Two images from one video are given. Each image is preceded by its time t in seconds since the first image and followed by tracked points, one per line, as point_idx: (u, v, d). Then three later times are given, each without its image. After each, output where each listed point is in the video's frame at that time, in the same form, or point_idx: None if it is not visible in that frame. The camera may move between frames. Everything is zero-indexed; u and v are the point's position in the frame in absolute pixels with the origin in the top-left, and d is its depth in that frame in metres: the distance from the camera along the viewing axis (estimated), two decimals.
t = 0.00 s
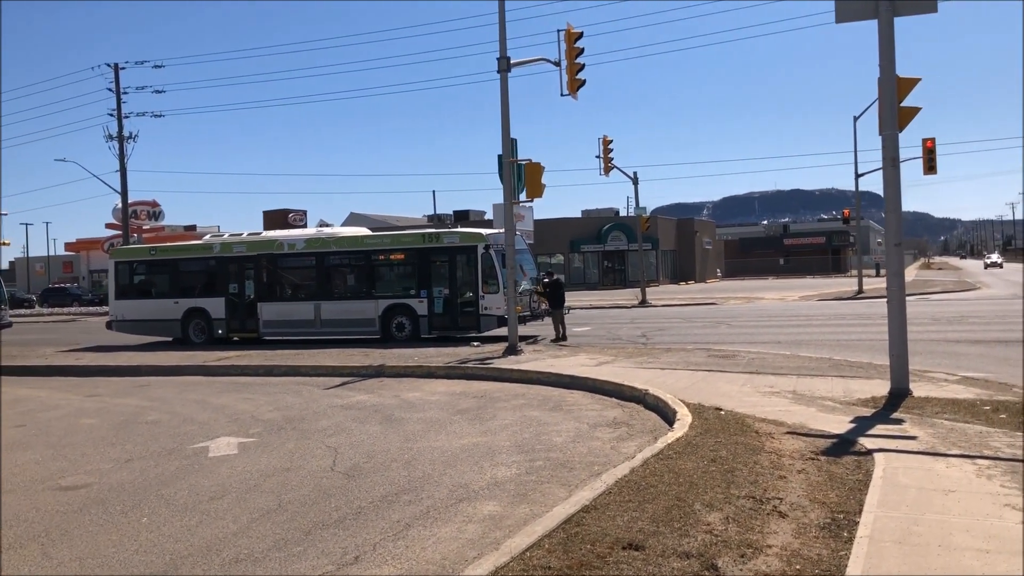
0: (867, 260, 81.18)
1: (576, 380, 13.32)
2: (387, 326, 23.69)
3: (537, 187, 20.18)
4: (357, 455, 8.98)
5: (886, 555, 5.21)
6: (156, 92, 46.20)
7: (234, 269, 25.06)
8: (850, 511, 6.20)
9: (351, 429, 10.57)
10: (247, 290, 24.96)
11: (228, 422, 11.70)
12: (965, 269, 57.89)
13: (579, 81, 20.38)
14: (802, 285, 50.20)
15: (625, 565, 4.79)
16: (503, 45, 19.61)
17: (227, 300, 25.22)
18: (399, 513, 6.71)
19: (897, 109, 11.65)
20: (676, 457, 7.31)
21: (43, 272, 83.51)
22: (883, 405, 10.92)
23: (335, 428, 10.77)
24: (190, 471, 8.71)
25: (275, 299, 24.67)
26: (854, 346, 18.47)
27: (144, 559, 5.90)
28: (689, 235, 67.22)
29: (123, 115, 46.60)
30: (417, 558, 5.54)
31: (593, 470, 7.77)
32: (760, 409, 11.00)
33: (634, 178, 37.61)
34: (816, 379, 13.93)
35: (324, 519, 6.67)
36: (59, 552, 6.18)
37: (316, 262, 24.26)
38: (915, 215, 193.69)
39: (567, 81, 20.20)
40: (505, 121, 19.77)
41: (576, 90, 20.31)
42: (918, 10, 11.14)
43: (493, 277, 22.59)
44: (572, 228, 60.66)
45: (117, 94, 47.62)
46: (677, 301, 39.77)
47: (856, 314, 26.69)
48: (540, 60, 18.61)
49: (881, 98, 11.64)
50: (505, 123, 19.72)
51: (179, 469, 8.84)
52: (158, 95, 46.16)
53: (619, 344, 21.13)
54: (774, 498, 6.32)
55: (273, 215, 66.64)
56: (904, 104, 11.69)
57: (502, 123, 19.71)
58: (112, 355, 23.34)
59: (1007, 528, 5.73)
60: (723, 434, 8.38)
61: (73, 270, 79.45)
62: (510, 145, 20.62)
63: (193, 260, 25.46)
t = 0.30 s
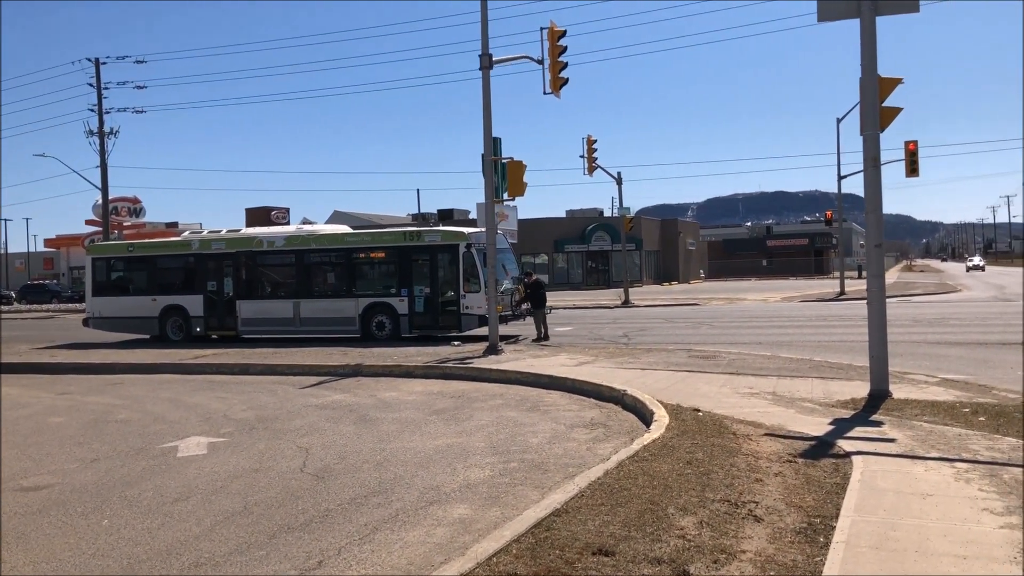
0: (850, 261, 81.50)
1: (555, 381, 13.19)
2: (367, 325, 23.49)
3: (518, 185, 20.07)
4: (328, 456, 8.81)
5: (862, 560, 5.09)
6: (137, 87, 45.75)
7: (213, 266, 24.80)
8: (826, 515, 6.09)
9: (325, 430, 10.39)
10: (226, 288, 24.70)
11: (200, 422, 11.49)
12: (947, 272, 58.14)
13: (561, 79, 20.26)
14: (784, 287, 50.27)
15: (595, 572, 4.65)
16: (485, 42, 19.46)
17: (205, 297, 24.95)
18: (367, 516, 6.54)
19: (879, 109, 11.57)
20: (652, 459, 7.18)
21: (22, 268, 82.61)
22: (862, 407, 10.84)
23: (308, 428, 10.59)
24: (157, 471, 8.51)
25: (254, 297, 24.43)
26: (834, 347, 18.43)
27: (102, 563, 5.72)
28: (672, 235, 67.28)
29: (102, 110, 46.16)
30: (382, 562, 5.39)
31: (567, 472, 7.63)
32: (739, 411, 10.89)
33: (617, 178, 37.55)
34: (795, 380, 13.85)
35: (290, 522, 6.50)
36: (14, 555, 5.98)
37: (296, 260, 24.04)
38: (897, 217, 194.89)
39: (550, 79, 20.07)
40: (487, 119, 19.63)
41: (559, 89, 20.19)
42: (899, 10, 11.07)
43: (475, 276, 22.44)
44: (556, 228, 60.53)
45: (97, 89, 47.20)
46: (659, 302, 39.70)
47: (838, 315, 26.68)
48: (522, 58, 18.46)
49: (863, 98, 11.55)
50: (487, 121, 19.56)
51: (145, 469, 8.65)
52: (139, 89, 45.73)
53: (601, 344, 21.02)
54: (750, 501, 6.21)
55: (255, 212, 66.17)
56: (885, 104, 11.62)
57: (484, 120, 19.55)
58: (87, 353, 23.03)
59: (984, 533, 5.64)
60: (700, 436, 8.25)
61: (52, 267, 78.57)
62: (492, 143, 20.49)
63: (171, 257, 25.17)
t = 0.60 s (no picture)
0: (830, 264, 81.80)
1: (532, 384, 12.97)
2: (344, 325, 23.19)
3: (499, 184, 19.87)
4: (295, 461, 8.55)
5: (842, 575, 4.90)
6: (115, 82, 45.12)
7: (188, 264, 24.42)
8: (805, 526, 5.91)
9: (294, 434, 10.12)
10: (201, 287, 24.33)
11: (167, 424, 11.18)
12: (926, 276, 58.36)
13: (543, 78, 20.05)
14: (765, 289, 50.33)
15: None
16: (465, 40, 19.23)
17: (179, 296, 24.57)
18: (331, 526, 6.29)
19: (860, 110, 11.43)
20: (626, 466, 6.97)
21: None
22: (842, 413, 10.69)
23: (277, 432, 10.31)
24: (116, 476, 8.22)
25: (229, 296, 24.07)
26: (814, 351, 18.31)
27: None
28: (654, 236, 67.24)
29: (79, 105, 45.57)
30: None
31: (541, 479, 7.41)
32: (718, 415, 10.71)
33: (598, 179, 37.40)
34: (775, 384, 13.70)
35: (251, 531, 6.24)
36: None
37: (272, 258, 23.70)
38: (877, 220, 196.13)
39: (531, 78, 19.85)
40: (466, 118, 19.39)
41: (540, 88, 19.99)
42: (882, 11, 10.93)
43: (453, 277, 22.19)
44: (538, 228, 60.32)
45: (74, 84, 46.58)
46: (639, 304, 39.58)
47: (818, 318, 26.60)
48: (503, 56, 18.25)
49: (845, 99, 11.41)
50: (466, 120, 19.33)
51: (105, 474, 8.35)
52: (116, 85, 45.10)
53: (579, 346, 20.82)
54: (727, 512, 6.02)
55: (234, 210, 65.53)
56: (867, 105, 11.48)
57: (464, 119, 19.31)
58: (57, 351, 22.59)
59: (966, 546, 5.47)
60: (676, 442, 8.06)
61: (28, 264, 77.54)
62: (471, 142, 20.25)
63: (145, 254, 24.77)
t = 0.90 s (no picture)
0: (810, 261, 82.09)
1: (508, 384, 12.78)
2: (321, 324, 22.92)
3: (476, 180, 19.65)
4: (262, 466, 8.32)
5: None
6: (91, 79, 44.53)
7: (161, 263, 24.06)
8: (781, 530, 5.76)
9: (264, 436, 9.89)
10: (175, 286, 23.99)
11: (134, 427, 10.91)
12: (905, 272, 58.60)
13: (520, 75, 19.86)
14: (745, 286, 50.40)
15: None
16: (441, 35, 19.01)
17: (153, 295, 24.21)
18: (294, 534, 6.08)
19: (838, 106, 11.31)
20: (600, 469, 6.79)
21: None
22: (820, 411, 10.57)
23: (246, 434, 10.07)
24: (77, 482, 7.97)
25: (204, 295, 23.74)
26: (793, 348, 18.23)
27: None
28: (635, 234, 67.26)
29: (53, 103, 45.00)
30: None
31: (513, 482, 7.23)
32: (695, 414, 10.57)
33: (578, 176, 37.29)
34: (753, 382, 13.57)
35: (211, 540, 6.03)
36: None
37: (247, 257, 23.39)
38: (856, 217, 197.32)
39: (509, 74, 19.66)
40: (443, 114, 19.17)
41: (517, 84, 19.80)
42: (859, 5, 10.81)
43: (431, 275, 21.97)
44: (518, 226, 60.13)
45: (48, 81, 46.01)
46: (620, 302, 39.49)
47: (797, 315, 26.56)
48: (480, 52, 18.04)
49: (823, 94, 11.29)
50: (443, 117, 19.11)
51: (65, 479, 8.10)
52: (93, 81, 44.51)
53: (558, 344, 20.65)
54: (702, 516, 5.85)
55: (213, 209, 64.99)
56: (844, 101, 11.37)
57: (440, 115, 19.08)
58: (28, 352, 22.18)
59: (945, 550, 5.34)
60: (652, 443, 7.90)
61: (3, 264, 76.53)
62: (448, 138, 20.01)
63: (118, 253, 24.39)
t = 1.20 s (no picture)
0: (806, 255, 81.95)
1: (500, 383, 12.57)
2: (312, 325, 22.69)
3: (465, 178, 19.45)
4: (244, 472, 8.10)
5: None
6: (79, 82, 44.21)
7: (150, 267, 23.81)
8: (776, 531, 5.56)
9: (249, 442, 9.67)
10: (164, 289, 23.74)
11: (117, 434, 10.69)
12: (899, 264, 58.53)
13: (509, 70, 19.66)
14: (740, 280, 50.23)
15: None
16: (427, 32, 18.79)
17: (142, 299, 23.96)
18: (272, 544, 5.87)
19: (829, 96, 11.12)
20: (589, 471, 6.59)
21: None
22: (816, 406, 10.38)
23: (231, 440, 9.86)
24: (54, 492, 7.75)
25: (194, 298, 23.50)
26: (788, 342, 18.04)
27: None
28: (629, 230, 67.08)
29: (42, 107, 44.67)
30: None
31: (501, 485, 7.02)
32: (689, 411, 10.37)
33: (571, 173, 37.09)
34: (748, 377, 13.37)
35: (186, 552, 5.82)
36: None
37: (237, 259, 23.16)
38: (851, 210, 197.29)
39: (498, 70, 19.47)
40: (431, 112, 18.95)
41: (506, 80, 19.60)
42: None
43: (423, 274, 21.74)
44: (512, 224, 59.91)
45: (36, 85, 45.70)
46: (615, 298, 39.29)
47: (792, 309, 26.39)
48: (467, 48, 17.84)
49: (814, 83, 11.09)
50: (431, 114, 18.89)
51: (41, 490, 7.88)
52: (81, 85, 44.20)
53: (552, 342, 20.44)
54: (694, 518, 5.65)
55: (205, 211, 64.67)
56: (836, 90, 11.18)
57: (428, 113, 18.87)
58: (16, 359, 21.93)
59: (947, 549, 5.14)
60: (643, 442, 7.69)
61: None
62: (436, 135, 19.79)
63: (107, 258, 24.14)
